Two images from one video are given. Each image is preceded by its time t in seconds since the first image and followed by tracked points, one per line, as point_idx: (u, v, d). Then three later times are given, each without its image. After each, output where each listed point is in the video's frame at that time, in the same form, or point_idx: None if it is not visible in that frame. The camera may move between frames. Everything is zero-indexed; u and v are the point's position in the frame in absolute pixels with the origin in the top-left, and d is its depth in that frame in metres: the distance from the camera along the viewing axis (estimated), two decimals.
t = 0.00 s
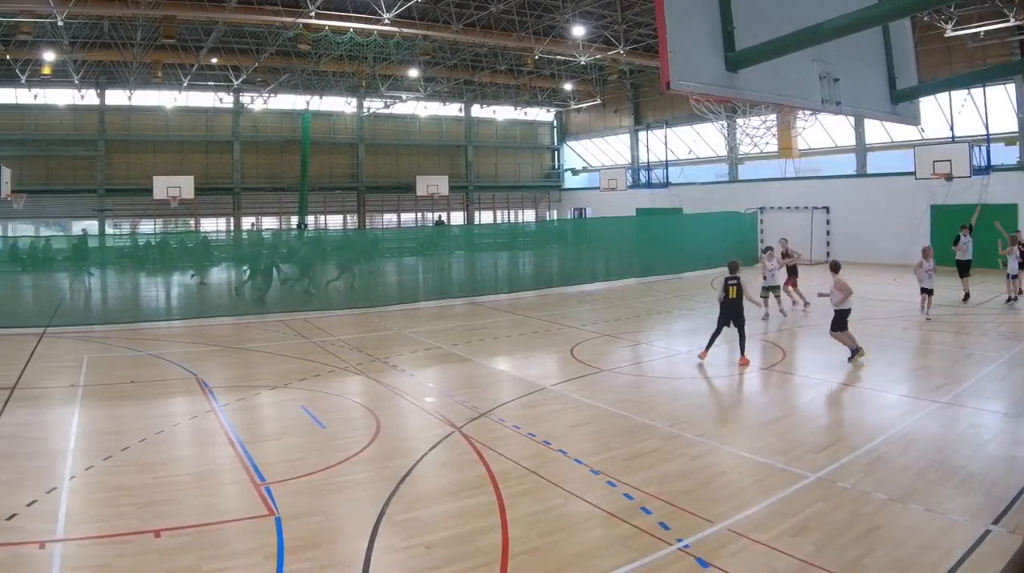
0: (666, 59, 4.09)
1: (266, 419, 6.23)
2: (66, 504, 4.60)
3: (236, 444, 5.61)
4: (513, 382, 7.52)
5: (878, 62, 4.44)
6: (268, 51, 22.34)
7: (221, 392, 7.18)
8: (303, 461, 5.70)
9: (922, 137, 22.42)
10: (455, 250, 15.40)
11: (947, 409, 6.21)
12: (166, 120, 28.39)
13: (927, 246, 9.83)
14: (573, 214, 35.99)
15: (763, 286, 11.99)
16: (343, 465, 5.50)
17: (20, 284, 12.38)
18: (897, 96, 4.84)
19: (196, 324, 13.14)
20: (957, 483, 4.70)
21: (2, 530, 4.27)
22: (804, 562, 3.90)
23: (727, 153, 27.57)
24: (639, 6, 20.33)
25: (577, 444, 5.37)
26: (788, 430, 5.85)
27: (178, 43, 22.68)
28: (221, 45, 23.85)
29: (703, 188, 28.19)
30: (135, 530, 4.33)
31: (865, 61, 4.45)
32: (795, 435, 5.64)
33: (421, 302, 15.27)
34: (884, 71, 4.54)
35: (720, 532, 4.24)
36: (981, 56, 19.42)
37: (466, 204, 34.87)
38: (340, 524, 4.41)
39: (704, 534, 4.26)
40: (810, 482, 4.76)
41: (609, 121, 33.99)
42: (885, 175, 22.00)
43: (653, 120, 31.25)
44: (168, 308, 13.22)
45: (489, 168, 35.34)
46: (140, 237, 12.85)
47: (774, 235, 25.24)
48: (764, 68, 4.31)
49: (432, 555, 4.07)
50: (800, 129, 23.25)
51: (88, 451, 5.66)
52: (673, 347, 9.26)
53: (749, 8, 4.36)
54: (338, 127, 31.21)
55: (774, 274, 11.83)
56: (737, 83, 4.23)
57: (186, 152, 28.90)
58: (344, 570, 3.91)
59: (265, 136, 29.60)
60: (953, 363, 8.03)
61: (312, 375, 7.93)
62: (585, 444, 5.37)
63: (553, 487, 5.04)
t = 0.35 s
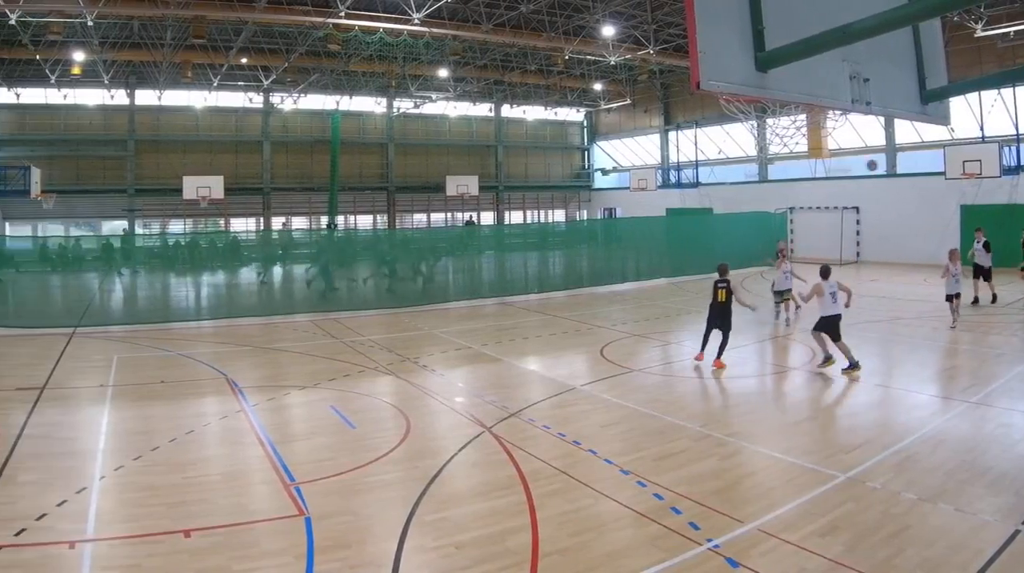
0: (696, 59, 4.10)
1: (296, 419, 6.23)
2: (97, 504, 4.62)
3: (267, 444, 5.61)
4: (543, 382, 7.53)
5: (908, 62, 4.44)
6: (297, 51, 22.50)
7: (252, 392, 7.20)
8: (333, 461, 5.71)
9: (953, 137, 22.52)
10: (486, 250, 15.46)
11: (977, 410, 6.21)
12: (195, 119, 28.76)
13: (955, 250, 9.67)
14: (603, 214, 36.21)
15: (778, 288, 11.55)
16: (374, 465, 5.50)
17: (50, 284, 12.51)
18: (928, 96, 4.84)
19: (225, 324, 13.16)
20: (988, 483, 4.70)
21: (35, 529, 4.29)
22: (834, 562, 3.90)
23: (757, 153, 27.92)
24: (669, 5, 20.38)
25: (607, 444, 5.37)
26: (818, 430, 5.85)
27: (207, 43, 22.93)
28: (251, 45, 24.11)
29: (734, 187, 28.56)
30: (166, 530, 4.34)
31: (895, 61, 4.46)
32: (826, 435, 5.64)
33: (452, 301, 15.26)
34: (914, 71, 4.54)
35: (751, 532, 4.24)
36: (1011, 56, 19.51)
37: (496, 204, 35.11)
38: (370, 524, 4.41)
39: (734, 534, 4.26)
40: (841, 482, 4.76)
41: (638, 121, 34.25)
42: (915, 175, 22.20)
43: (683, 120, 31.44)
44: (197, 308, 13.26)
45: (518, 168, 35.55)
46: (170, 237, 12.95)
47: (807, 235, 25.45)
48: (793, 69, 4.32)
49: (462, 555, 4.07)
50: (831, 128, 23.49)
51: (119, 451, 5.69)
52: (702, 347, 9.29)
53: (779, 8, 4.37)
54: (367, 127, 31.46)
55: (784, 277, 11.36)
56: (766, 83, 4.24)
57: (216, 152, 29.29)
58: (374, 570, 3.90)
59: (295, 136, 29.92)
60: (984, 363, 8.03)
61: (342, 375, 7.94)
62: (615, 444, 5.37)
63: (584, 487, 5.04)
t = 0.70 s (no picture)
0: (725, 59, 4.09)
1: (326, 419, 6.24)
2: (126, 504, 4.63)
3: (298, 444, 5.63)
4: (573, 382, 7.55)
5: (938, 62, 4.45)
6: (328, 51, 22.59)
7: (281, 392, 7.22)
8: (364, 460, 5.71)
9: (983, 136, 22.65)
10: (516, 250, 15.55)
11: (1008, 410, 6.21)
12: (226, 119, 29.06)
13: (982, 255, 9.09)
14: (633, 214, 36.41)
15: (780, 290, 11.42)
16: (404, 465, 5.51)
17: (81, 284, 12.58)
18: (957, 96, 4.86)
19: (255, 324, 13.32)
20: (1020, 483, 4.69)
21: (65, 529, 4.30)
22: (863, 562, 3.90)
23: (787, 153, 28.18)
24: (699, 6, 20.44)
25: (636, 444, 5.37)
26: (848, 430, 5.85)
27: (238, 43, 23.07)
28: (281, 45, 24.29)
29: (764, 188, 28.83)
30: (195, 530, 4.34)
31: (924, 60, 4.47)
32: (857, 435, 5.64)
33: (482, 302, 15.37)
34: (943, 71, 4.55)
35: (780, 532, 4.25)
36: None
37: (526, 204, 35.29)
38: (399, 524, 4.41)
39: (764, 534, 4.26)
40: (870, 482, 4.76)
41: (668, 121, 34.49)
42: (945, 175, 22.41)
43: (713, 120, 31.68)
44: (227, 309, 13.39)
45: (548, 168, 35.81)
46: (199, 237, 12.96)
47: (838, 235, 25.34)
48: (823, 70, 4.33)
49: (492, 555, 4.07)
50: (859, 128, 23.79)
51: (150, 451, 5.72)
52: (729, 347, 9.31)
53: (809, 9, 4.37)
54: (397, 127, 31.69)
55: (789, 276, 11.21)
56: (796, 84, 4.23)
57: (246, 153, 29.55)
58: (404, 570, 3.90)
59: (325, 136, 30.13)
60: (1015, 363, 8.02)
61: (371, 375, 7.97)
62: (644, 443, 5.38)
63: (613, 487, 5.03)
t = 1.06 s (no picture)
0: (755, 60, 4.08)
1: (355, 419, 6.25)
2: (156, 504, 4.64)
3: (328, 444, 5.65)
4: (603, 382, 7.58)
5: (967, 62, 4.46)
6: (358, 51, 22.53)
7: (311, 392, 7.27)
8: (394, 460, 5.74)
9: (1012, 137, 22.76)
10: (546, 249, 15.73)
11: None
12: (255, 119, 29.10)
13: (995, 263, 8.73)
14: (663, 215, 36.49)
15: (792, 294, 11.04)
16: (434, 465, 5.53)
17: (111, 284, 12.88)
18: (987, 96, 4.86)
19: (285, 323, 13.68)
20: None
21: (96, 529, 4.32)
22: (893, 562, 3.89)
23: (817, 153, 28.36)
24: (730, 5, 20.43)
25: (664, 443, 5.38)
26: (877, 430, 5.87)
27: (267, 43, 23.03)
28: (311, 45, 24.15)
29: (794, 188, 29.08)
30: (225, 530, 4.35)
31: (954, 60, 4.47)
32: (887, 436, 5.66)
33: (511, 301, 15.65)
34: (973, 71, 4.55)
35: (810, 532, 4.24)
36: None
37: (556, 204, 35.25)
38: (428, 523, 4.41)
39: (794, 534, 4.26)
40: (900, 482, 4.77)
41: (698, 121, 34.64)
42: (975, 176, 22.82)
43: (744, 120, 31.79)
44: (257, 308, 13.77)
45: (579, 167, 35.71)
46: (229, 237, 13.17)
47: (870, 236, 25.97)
48: (854, 70, 4.33)
49: (521, 555, 4.07)
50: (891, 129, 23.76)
51: (180, 451, 5.76)
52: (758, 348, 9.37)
53: (839, 9, 4.37)
54: (427, 127, 31.73)
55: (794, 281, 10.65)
56: (826, 83, 4.22)
57: (277, 152, 29.59)
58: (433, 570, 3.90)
59: (355, 136, 30.14)
60: None
61: (401, 375, 8.02)
62: (672, 443, 5.39)
63: (642, 487, 5.05)
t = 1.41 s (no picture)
0: (787, 60, 4.10)
1: (386, 419, 6.30)
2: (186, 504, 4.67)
3: (359, 443, 5.68)
4: (634, 382, 7.64)
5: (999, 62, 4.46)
6: (389, 51, 22.53)
7: (342, 392, 7.32)
8: (426, 460, 5.78)
9: None
10: (578, 249, 15.89)
11: None
12: (287, 119, 29.16)
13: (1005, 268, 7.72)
14: (695, 214, 36.56)
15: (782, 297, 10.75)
16: (466, 465, 5.56)
17: (142, 285, 13.25)
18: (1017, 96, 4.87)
19: (316, 323, 13.86)
20: None
21: (127, 530, 4.35)
22: (925, 562, 3.89)
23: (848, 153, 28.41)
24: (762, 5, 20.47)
25: (694, 443, 5.40)
26: (909, 430, 5.88)
27: (299, 43, 23.04)
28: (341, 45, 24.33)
29: (825, 188, 29.23)
30: (257, 530, 4.36)
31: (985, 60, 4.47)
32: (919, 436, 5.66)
33: (542, 302, 15.81)
34: (1003, 71, 4.55)
35: (841, 532, 4.25)
36: None
37: (587, 204, 35.29)
38: (458, 523, 4.42)
39: (825, 534, 4.26)
40: (931, 482, 4.77)
41: (729, 121, 34.84)
42: (1006, 175, 22.78)
43: (775, 120, 32.00)
44: (288, 309, 13.93)
45: (610, 168, 35.79)
46: (262, 237, 13.59)
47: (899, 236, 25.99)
48: (885, 70, 4.33)
49: (552, 554, 4.08)
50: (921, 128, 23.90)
51: (211, 451, 5.79)
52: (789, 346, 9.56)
53: (870, 9, 4.38)
54: (458, 127, 31.80)
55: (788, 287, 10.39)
56: (857, 83, 4.22)
57: (308, 152, 29.66)
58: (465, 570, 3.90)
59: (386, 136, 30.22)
60: None
61: (432, 375, 8.08)
62: (702, 443, 5.40)
63: (672, 487, 5.06)
